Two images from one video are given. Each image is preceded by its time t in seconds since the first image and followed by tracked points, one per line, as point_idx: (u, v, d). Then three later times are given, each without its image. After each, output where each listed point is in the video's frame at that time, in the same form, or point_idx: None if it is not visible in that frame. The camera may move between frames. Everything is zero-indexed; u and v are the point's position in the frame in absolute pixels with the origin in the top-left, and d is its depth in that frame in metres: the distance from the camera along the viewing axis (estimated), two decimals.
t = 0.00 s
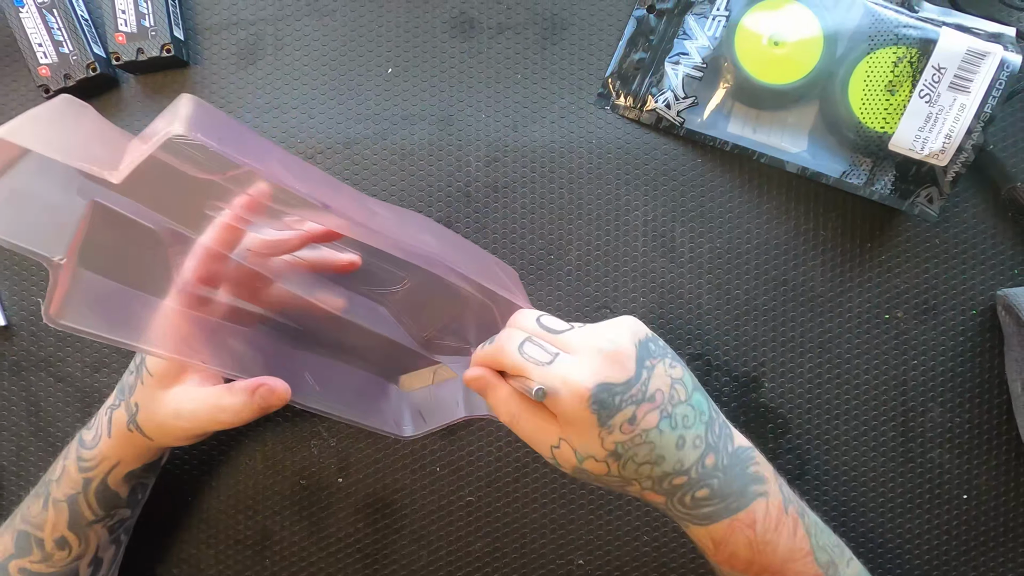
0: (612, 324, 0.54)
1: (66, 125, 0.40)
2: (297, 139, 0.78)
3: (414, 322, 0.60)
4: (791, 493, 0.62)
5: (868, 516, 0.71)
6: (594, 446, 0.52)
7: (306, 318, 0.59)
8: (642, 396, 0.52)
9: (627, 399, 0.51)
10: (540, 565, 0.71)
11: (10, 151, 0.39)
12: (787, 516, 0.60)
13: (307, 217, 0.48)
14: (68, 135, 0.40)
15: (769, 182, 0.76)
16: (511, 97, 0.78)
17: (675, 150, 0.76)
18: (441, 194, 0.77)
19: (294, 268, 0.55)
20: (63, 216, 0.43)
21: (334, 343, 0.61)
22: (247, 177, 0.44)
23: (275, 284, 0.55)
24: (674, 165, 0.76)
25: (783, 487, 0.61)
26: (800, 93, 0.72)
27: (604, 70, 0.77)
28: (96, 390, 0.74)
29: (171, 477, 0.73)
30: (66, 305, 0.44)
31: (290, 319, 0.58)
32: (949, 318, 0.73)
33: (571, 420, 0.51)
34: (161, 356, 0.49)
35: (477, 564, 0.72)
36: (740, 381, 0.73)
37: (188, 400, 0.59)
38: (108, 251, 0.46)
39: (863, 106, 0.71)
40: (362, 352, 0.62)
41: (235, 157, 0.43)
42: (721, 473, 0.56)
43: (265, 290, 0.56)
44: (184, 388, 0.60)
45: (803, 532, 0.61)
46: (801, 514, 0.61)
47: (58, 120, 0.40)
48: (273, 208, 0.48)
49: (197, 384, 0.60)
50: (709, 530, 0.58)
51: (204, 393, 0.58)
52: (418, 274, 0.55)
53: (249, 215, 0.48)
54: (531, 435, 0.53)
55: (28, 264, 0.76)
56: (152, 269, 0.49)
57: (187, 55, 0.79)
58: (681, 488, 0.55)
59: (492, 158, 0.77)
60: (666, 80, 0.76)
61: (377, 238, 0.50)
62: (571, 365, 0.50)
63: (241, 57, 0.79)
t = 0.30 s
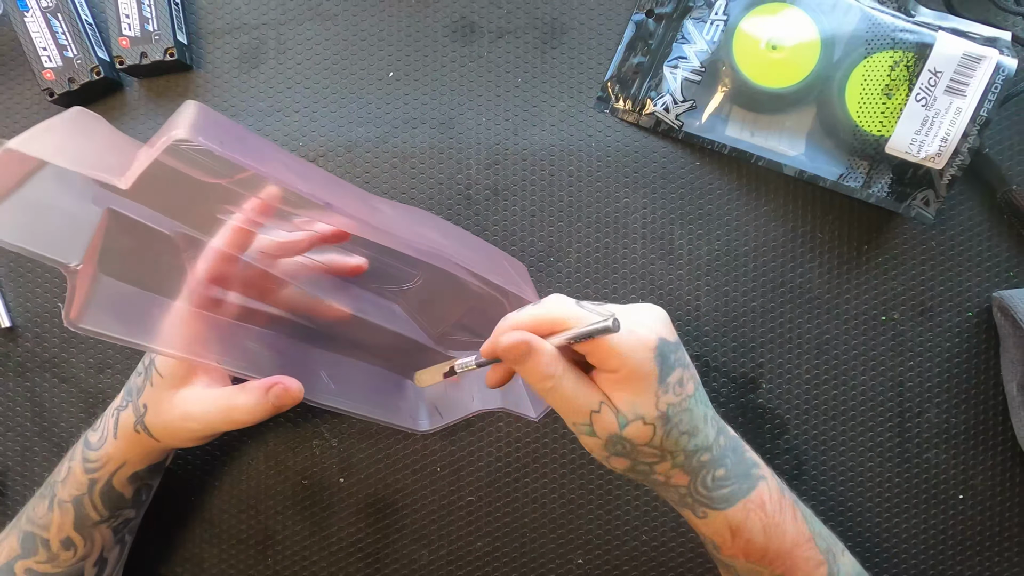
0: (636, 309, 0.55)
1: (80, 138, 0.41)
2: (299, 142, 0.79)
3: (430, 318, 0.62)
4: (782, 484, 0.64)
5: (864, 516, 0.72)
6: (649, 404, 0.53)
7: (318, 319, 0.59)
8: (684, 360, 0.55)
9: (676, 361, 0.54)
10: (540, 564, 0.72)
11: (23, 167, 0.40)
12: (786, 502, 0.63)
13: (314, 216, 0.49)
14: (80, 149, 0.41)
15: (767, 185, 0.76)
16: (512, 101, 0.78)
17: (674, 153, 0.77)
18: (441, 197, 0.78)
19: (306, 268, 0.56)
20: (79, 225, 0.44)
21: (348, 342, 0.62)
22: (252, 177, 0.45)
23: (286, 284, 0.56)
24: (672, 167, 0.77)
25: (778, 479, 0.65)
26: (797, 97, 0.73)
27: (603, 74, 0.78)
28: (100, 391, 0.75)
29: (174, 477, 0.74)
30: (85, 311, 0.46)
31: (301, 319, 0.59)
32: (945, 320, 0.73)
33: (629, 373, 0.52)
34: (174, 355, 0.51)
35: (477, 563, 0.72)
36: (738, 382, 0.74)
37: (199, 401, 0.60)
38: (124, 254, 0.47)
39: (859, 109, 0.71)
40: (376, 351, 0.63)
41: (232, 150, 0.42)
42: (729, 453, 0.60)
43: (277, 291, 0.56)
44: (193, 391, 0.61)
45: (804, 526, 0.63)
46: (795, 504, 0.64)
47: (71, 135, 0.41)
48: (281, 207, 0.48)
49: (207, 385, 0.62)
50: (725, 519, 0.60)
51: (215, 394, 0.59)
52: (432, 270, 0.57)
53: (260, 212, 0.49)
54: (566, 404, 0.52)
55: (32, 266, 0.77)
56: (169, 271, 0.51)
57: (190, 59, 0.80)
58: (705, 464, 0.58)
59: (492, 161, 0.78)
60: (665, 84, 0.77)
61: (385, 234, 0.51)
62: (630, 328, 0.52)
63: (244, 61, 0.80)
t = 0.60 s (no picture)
0: (616, 341, 0.53)
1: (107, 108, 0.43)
2: (300, 145, 0.80)
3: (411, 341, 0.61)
4: (779, 505, 0.61)
5: (860, 515, 0.72)
6: (586, 465, 0.52)
7: (302, 330, 0.60)
8: (638, 426, 0.52)
9: (625, 426, 0.51)
10: (539, 563, 0.73)
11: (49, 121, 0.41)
12: (775, 532, 0.59)
13: (314, 222, 0.52)
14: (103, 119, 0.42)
15: (765, 188, 0.77)
16: (511, 104, 0.79)
17: (672, 156, 0.78)
18: (442, 199, 0.78)
19: (293, 279, 0.57)
20: (77, 199, 0.44)
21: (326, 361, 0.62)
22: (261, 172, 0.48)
23: (275, 290, 0.57)
24: (671, 170, 0.78)
25: (772, 499, 0.61)
26: (795, 100, 0.73)
27: (602, 77, 0.79)
28: (104, 391, 0.75)
29: (177, 476, 0.75)
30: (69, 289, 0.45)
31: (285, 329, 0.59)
32: (940, 321, 0.74)
33: (570, 440, 0.50)
34: (158, 350, 0.50)
35: (477, 562, 0.73)
36: (735, 382, 0.74)
37: (183, 399, 0.58)
38: (111, 239, 0.47)
39: (856, 113, 0.72)
40: (354, 369, 0.63)
41: (256, 147, 0.46)
42: (707, 493, 0.56)
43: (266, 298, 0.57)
44: (179, 388, 0.60)
45: (792, 545, 0.61)
46: (790, 527, 0.61)
47: (95, 103, 0.42)
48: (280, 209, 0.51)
49: (192, 384, 0.59)
50: (693, 545, 0.58)
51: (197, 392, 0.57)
52: (411, 291, 0.58)
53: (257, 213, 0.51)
54: (525, 441, 0.53)
55: (37, 267, 0.77)
56: (156, 261, 0.51)
57: (193, 63, 0.81)
58: (668, 507, 0.56)
59: (492, 164, 0.78)
60: (663, 88, 0.77)
61: (376, 248, 0.53)
62: (574, 391, 0.49)
63: (247, 64, 0.81)
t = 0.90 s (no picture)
0: (581, 389, 0.51)
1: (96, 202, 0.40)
2: (302, 148, 0.80)
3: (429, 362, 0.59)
4: (761, 540, 0.63)
5: (856, 516, 0.73)
6: (555, 520, 0.52)
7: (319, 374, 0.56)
8: (603, 478, 0.51)
9: (586, 480, 0.50)
10: (540, 562, 0.73)
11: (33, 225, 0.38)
12: (753, 568, 0.61)
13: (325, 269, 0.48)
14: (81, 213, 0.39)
15: (762, 191, 0.78)
16: (511, 108, 0.80)
17: (671, 160, 0.79)
18: (442, 201, 0.79)
19: (294, 319, 0.52)
20: (83, 307, 0.40)
21: (350, 398, 0.58)
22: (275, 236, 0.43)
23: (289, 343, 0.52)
24: (670, 173, 0.78)
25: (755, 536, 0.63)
26: (792, 104, 0.74)
27: (601, 82, 0.80)
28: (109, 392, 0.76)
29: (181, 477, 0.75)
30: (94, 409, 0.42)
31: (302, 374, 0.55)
32: (936, 322, 0.75)
33: (531, 494, 0.50)
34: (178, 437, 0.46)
35: (478, 561, 0.73)
36: (733, 383, 0.75)
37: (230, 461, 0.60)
38: (123, 336, 0.43)
39: (853, 117, 0.73)
40: (378, 401, 0.60)
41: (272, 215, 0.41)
42: (680, 535, 0.58)
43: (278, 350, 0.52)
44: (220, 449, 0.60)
45: None
46: (770, 562, 0.62)
47: (85, 197, 0.40)
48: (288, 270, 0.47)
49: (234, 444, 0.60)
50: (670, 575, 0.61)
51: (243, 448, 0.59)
52: (429, 317, 0.56)
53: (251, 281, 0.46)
54: (492, 503, 0.53)
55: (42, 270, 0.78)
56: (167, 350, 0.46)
57: (196, 67, 0.81)
58: (641, 547, 0.58)
59: (492, 166, 0.79)
60: (662, 92, 0.78)
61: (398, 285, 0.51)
62: (535, 445, 0.48)
63: (249, 68, 0.82)
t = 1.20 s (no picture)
0: (595, 370, 0.55)
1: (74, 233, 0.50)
2: (304, 152, 0.81)
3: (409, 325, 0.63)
4: (769, 528, 0.64)
5: (852, 516, 0.74)
6: (566, 491, 0.55)
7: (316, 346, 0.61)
8: (616, 458, 0.54)
9: (599, 460, 0.54)
10: (539, 562, 0.74)
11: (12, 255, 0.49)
12: (763, 555, 0.63)
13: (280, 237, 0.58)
14: (110, 204, 0.52)
15: (760, 193, 0.78)
16: (512, 112, 0.81)
17: (670, 163, 0.79)
18: (443, 204, 0.80)
19: (274, 299, 0.59)
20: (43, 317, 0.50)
21: (341, 370, 0.62)
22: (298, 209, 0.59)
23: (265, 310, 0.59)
24: (668, 176, 0.79)
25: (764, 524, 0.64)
26: (790, 108, 0.74)
27: (600, 85, 0.81)
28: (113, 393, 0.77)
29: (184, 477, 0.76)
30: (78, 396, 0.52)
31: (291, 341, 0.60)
32: (933, 324, 0.75)
33: (546, 468, 0.54)
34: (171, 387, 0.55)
35: (478, 561, 0.74)
36: (731, 384, 0.76)
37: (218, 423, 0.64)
38: (94, 348, 0.52)
39: (850, 120, 0.73)
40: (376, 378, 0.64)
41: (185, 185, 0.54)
42: (691, 521, 0.60)
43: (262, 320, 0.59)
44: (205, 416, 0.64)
45: (779, 568, 0.64)
46: (777, 550, 0.64)
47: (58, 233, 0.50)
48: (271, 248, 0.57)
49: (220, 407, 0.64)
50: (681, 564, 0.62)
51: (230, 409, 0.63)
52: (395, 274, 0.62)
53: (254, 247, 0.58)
54: (513, 463, 0.58)
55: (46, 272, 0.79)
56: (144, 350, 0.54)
57: (200, 71, 0.82)
58: (652, 531, 0.59)
59: (493, 170, 0.80)
60: (660, 95, 0.79)
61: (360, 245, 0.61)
62: (546, 423, 0.52)
63: (252, 73, 0.82)
